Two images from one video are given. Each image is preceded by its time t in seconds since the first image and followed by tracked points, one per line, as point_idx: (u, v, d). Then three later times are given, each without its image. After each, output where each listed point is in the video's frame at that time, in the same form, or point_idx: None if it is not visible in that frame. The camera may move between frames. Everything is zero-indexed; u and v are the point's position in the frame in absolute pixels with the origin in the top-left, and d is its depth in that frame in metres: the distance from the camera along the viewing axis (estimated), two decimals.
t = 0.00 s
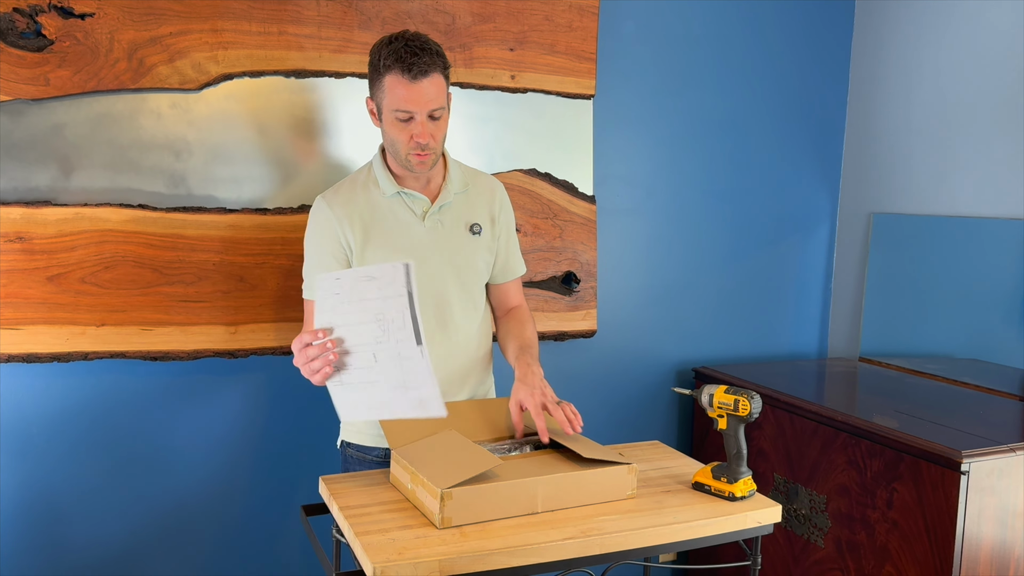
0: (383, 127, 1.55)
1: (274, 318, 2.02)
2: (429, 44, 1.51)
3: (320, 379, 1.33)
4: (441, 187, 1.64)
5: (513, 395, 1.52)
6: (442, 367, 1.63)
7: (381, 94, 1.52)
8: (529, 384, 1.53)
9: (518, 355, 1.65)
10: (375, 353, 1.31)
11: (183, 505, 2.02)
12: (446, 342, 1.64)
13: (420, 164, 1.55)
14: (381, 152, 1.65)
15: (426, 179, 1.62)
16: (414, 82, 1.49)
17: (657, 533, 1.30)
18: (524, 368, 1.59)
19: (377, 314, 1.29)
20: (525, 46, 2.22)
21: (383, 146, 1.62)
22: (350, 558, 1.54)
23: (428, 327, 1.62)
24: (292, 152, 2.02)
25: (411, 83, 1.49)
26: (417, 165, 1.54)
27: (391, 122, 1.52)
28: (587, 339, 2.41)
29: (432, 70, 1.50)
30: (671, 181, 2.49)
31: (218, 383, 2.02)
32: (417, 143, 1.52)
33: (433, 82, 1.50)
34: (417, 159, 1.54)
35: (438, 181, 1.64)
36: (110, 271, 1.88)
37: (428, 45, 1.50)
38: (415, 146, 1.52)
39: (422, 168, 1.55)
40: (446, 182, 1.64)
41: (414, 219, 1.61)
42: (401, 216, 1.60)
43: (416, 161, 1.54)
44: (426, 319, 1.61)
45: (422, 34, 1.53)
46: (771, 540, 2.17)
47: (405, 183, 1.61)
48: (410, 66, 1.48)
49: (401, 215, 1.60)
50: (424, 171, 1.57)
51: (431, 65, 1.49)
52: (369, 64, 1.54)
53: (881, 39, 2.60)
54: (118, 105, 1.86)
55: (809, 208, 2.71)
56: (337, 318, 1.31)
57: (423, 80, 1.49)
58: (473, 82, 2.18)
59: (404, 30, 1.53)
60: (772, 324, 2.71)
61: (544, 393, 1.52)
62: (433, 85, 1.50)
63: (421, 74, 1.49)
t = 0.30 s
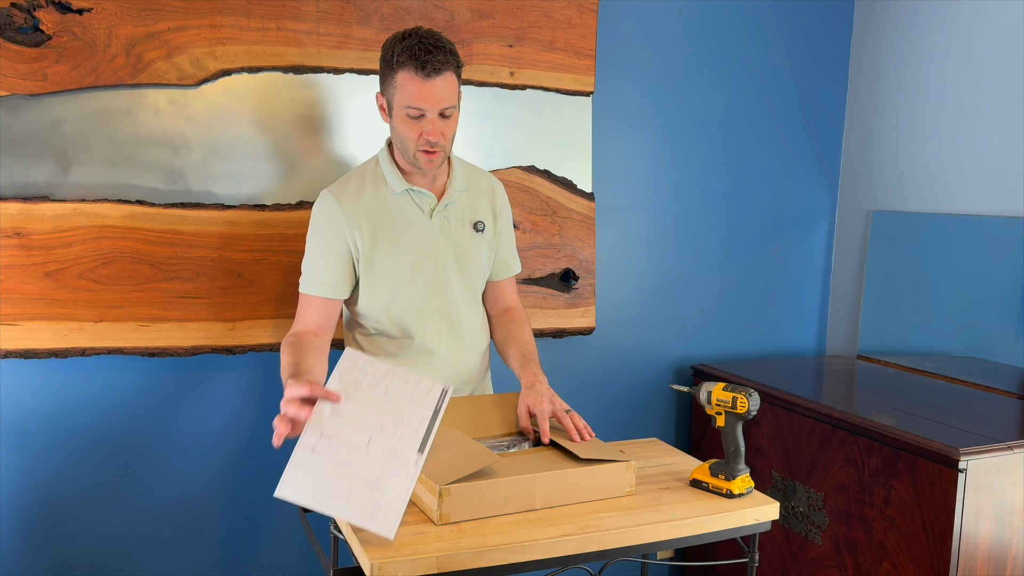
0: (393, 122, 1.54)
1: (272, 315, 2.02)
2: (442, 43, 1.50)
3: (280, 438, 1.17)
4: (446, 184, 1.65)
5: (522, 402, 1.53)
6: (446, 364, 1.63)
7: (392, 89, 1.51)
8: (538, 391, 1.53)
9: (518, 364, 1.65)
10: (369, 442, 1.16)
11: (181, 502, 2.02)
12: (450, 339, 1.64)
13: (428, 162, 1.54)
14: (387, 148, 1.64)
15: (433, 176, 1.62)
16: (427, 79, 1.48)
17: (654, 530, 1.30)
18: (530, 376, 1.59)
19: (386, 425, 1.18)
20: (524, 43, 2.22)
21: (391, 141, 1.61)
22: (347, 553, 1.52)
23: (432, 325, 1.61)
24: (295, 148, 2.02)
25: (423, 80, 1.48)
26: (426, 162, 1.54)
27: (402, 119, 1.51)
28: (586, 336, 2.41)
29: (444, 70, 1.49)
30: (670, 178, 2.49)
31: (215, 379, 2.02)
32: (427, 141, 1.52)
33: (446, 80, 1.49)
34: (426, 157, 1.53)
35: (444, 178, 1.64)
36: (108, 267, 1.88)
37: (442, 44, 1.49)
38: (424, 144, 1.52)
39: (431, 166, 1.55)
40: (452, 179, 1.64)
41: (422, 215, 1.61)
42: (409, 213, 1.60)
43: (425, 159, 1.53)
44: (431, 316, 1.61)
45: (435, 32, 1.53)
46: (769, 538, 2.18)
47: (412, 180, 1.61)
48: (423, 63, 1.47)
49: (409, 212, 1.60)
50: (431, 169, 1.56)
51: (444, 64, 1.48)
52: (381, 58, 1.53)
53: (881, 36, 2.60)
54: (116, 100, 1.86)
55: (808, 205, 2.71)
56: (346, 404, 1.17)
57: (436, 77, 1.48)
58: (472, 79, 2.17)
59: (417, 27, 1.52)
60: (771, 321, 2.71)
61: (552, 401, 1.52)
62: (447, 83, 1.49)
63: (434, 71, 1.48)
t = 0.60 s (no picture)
0: (386, 121, 1.53)
1: (272, 312, 2.02)
2: (434, 41, 1.50)
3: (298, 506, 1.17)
4: (444, 183, 1.64)
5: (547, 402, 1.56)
6: (446, 362, 1.63)
7: (385, 88, 1.50)
8: (561, 391, 1.55)
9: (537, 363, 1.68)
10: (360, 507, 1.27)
11: (181, 499, 2.02)
12: (449, 336, 1.63)
13: (423, 161, 1.54)
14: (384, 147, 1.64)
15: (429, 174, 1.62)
16: (419, 78, 1.47)
17: (656, 528, 1.30)
18: (552, 376, 1.61)
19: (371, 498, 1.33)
20: (525, 40, 2.21)
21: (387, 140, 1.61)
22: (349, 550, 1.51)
23: (430, 322, 1.61)
24: (294, 146, 2.01)
25: (415, 79, 1.47)
26: (420, 161, 1.54)
27: (395, 118, 1.52)
28: (586, 334, 2.41)
29: (436, 68, 1.48)
30: (671, 177, 2.49)
31: (215, 377, 2.02)
32: (420, 140, 1.51)
33: (438, 78, 1.49)
34: (420, 156, 1.53)
35: (442, 176, 1.64)
36: (108, 264, 1.87)
37: (434, 42, 1.48)
38: (417, 143, 1.52)
39: (425, 164, 1.55)
40: (450, 177, 1.64)
41: (419, 215, 1.61)
42: (406, 212, 1.60)
43: (418, 158, 1.53)
44: (429, 314, 1.61)
45: (428, 30, 1.52)
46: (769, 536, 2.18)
47: (409, 179, 1.61)
48: (414, 62, 1.46)
49: (406, 211, 1.60)
50: (427, 167, 1.56)
51: (436, 62, 1.47)
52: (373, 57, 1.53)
53: (881, 35, 2.60)
54: (116, 97, 1.85)
55: (808, 204, 2.71)
56: (336, 481, 1.29)
57: (428, 76, 1.47)
58: (472, 77, 2.17)
59: (410, 25, 1.52)
60: (771, 319, 2.71)
61: (575, 401, 1.54)
62: (439, 82, 1.49)
63: (426, 70, 1.47)
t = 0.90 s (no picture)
0: (389, 120, 1.53)
1: (273, 310, 2.02)
2: (438, 38, 1.49)
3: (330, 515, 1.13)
4: (445, 179, 1.64)
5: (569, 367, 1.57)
6: (447, 359, 1.63)
7: (388, 87, 1.50)
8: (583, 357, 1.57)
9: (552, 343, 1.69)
10: (398, 506, 1.32)
11: (182, 497, 2.02)
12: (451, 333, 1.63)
13: (427, 159, 1.54)
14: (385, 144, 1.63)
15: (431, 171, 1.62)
16: (423, 77, 1.47)
17: (658, 526, 1.30)
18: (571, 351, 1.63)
19: (401, 498, 1.35)
20: (526, 38, 2.21)
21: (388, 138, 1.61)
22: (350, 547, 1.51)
23: (432, 320, 1.61)
24: (295, 141, 2.01)
25: (419, 78, 1.47)
26: (424, 160, 1.54)
27: (399, 117, 1.51)
28: (587, 332, 2.41)
29: (442, 67, 1.48)
30: (672, 174, 2.49)
31: (216, 374, 2.02)
32: (425, 138, 1.51)
33: (442, 77, 1.49)
34: (424, 154, 1.53)
35: (444, 173, 1.64)
36: (109, 261, 1.87)
37: (439, 40, 1.48)
38: (423, 141, 1.52)
39: (430, 162, 1.55)
40: (451, 174, 1.64)
41: (422, 212, 1.60)
42: (408, 209, 1.59)
43: (423, 156, 1.53)
44: (431, 312, 1.60)
45: (430, 27, 1.52)
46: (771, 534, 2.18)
47: (411, 176, 1.60)
48: (418, 61, 1.46)
49: (408, 208, 1.60)
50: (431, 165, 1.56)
51: (442, 61, 1.48)
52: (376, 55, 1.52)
53: (882, 33, 2.60)
54: (117, 94, 1.85)
55: (809, 202, 2.71)
56: (374, 494, 1.35)
57: (433, 75, 1.47)
58: (474, 74, 2.17)
59: (412, 23, 1.51)
60: (772, 317, 2.71)
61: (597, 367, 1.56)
62: (443, 80, 1.49)
63: (431, 69, 1.47)
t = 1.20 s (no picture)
0: (406, 119, 1.53)
1: (272, 307, 2.01)
2: (459, 38, 1.52)
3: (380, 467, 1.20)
4: (447, 178, 1.64)
5: (601, 342, 1.63)
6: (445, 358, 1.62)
7: (409, 86, 1.51)
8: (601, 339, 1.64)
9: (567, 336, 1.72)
10: (399, 502, 1.32)
11: (180, 495, 2.02)
12: (450, 332, 1.63)
13: (442, 156, 1.55)
14: (390, 142, 1.64)
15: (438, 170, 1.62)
16: (446, 75, 1.49)
17: (657, 523, 1.30)
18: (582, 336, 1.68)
19: (403, 494, 1.35)
20: (526, 35, 2.21)
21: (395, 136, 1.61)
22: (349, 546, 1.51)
23: (432, 317, 1.60)
24: (294, 139, 2.01)
25: (442, 75, 1.49)
26: (441, 158, 1.54)
27: (419, 114, 1.51)
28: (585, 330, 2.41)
29: (465, 66, 1.50)
30: (671, 171, 2.49)
31: (214, 372, 2.01)
32: (444, 136, 1.52)
33: (462, 76, 1.51)
34: (441, 151, 1.53)
35: (446, 171, 1.63)
36: (107, 259, 1.87)
37: (460, 39, 1.51)
38: (442, 138, 1.52)
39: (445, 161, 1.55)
40: (453, 172, 1.63)
41: (423, 209, 1.60)
42: (409, 206, 1.59)
43: (440, 154, 1.54)
44: (430, 310, 1.60)
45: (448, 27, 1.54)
46: (769, 531, 2.18)
47: (415, 174, 1.60)
48: (443, 59, 1.48)
49: (410, 205, 1.59)
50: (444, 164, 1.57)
51: (465, 60, 1.50)
52: (393, 54, 1.53)
53: (882, 30, 2.59)
54: (115, 91, 1.85)
55: (808, 199, 2.71)
56: (374, 492, 1.35)
57: (455, 73, 1.50)
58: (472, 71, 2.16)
59: (430, 23, 1.53)
60: (771, 315, 2.71)
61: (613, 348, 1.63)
62: (463, 79, 1.51)
63: (455, 67, 1.49)
